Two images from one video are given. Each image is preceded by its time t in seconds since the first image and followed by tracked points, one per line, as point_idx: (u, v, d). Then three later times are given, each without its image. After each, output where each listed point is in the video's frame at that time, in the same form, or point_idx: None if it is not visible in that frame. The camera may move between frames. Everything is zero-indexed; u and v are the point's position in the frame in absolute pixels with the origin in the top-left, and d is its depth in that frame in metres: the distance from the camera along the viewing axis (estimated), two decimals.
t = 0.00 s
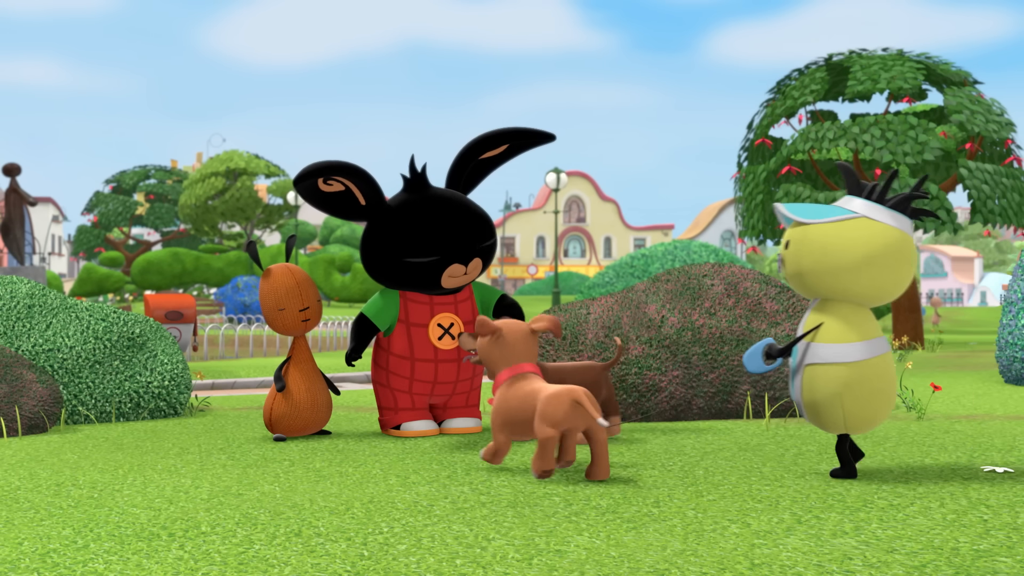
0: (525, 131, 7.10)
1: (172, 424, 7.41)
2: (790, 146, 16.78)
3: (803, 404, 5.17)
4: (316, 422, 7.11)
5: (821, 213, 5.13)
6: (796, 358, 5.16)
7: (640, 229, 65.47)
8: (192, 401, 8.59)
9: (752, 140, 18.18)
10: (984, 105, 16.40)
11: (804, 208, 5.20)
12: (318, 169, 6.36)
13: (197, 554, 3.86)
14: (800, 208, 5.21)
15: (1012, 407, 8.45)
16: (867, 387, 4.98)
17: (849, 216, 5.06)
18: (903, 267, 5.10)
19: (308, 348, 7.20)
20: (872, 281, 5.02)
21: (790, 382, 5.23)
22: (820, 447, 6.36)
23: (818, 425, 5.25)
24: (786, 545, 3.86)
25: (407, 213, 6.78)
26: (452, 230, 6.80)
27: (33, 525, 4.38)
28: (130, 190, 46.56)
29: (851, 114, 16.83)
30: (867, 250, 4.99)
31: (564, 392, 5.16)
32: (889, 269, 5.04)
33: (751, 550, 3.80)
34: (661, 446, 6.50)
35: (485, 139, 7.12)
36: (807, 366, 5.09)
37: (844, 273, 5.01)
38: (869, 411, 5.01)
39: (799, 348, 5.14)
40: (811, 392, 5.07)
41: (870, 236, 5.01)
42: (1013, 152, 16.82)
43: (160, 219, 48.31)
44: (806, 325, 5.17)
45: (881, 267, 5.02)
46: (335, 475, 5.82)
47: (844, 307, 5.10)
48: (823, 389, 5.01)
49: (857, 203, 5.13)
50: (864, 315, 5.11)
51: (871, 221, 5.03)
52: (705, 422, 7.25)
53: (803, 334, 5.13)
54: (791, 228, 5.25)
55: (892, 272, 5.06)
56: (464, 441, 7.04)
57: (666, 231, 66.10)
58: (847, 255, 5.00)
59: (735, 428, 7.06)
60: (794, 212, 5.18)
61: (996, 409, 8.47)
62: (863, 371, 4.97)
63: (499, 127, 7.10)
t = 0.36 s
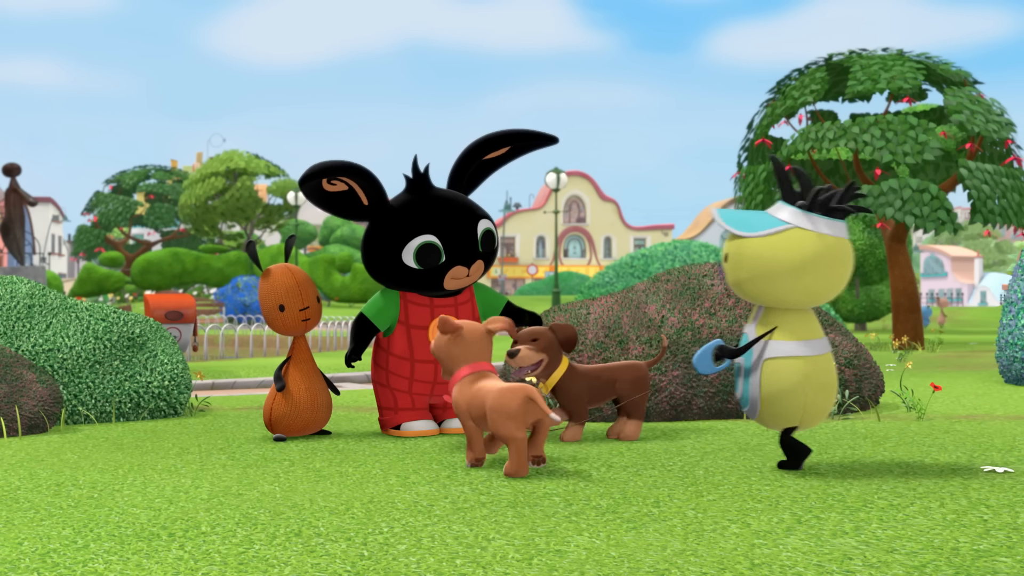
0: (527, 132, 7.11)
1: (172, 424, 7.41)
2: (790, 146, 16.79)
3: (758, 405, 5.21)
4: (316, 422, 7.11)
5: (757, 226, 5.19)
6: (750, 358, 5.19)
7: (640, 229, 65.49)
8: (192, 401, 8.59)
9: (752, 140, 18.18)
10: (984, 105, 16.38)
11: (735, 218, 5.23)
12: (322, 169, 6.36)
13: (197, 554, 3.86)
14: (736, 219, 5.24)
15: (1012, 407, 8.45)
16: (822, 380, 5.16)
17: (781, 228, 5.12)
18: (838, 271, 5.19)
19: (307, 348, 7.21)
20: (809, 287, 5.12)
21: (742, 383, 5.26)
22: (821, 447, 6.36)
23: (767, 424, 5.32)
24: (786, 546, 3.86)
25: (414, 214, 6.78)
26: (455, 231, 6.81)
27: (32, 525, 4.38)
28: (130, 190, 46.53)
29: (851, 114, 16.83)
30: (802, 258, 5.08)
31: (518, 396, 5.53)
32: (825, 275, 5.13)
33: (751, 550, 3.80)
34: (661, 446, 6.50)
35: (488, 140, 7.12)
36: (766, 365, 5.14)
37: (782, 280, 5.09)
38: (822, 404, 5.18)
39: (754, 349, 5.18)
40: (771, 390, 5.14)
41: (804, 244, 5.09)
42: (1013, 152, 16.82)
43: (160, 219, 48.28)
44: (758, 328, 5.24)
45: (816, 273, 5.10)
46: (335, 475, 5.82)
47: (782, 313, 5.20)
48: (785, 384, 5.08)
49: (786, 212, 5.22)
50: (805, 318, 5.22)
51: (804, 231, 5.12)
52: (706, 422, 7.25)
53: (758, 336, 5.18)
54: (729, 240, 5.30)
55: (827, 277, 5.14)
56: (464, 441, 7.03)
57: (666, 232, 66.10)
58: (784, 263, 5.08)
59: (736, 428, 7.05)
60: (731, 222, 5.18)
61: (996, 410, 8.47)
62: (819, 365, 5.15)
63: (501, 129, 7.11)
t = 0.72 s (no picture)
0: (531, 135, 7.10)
1: (172, 424, 7.41)
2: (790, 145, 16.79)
3: (740, 406, 5.21)
4: (315, 423, 7.12)
5: (736, 215, 5.27)
6: (736, 359, 5.17)
7: (640, 229, 65.51)
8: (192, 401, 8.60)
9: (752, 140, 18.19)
10: (984, 106, 16.38)
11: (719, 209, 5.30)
12: (324, 169, 6.38)
13: (197, 554, 3.86)
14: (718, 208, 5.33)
15: (1012, 407, 8.45)
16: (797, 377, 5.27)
17: (762, 221, 5.20)
18: (812, 271, 5.24)
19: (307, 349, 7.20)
20: (780, 284, 5.16)
21: (723, 384, 5.23)
22: (821, 447, 6.35)
23: (740, 425, 5.33)
24: (786, 546, 3.86)
25: (416, 215, 6.78)
26: (456, 234, 6.81)
27: (32, 525, 4.38)
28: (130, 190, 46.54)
29: (851, 114, 16.83)
30: (775, 254, 5.13)
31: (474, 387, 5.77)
32: (797, 273, 5.18)
33: (751, 550, 3.80)
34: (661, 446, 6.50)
35: (492, 141, 7.12)
36: (752, 365, 5.14)
37: (753, 275, 5.14)
38: (796, 403, 5.28)
39: (740, 348, 5.16)
40: (757, 389, 5.15)
41: (781, 240, 5.15)
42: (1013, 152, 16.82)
43: (160, 219, 48.28)
44: (740, 326, 5.22)
45: (788, 271, 5.16)
46: (335, 475, 5.82)
47: (753, 307, 5.25)
48: (771, 381, 5.14)
49: (769, 207, 5.27)
50: (776, 315, 5.26)
51: (783, 226, 5.17)
52: (706, 423, 7.25)
53: (744, 334, 5.17)
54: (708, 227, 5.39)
55: (800, 275, 5.20)
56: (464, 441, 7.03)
57: (666, 232, 66.09)
58: (758, 258, 5.14)
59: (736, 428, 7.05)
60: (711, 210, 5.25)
61: (996, 410, 8.47)
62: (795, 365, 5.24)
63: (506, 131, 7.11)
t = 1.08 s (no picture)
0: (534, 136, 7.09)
1: (172, 424, 7.42)
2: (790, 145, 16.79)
3: (735, 408, 5.22)
4: (313, 424, 7.12)
5: (724, 222, 5.26)
6: (730, 365, 5.16)
7: (641, 230, 65.50)
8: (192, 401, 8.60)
9: (751, 140, 18.18)
10: (984, 105, 16.39)
11: (703, 214, 5.30)
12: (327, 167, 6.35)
13: (197, 554, 3.86)
14: (705, 214, 5.30)
15: (1011, 407, 8.46)
16: (791, 378, 5.27)
17: (751, 227, 5.19)
18: (800, 275, 5.23)
19: (303, 349, 7.20)
20: (767, 290, 5.17)
21: (718, 388, 5.24)
22: (821, 447, 6.35)
23: (735, 425, 5.34)
24: (786, 546, 3.86)
25: (418, 215, 6.77)
26: (458, 235, 6.80)
27: (32, 526, 4.38)
28: (130, 190, 46.55)
29: (851, 114, 16.83)
30: (761, 259, 5.13)
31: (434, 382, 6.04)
32: (785, 277, 5.18)
33: (751, 550, 3.80)
34: (661, 446, 6.50)
35: (495, 142, 7.12)
36: (746, 370, 5.14)
37: (739, 281, 5.15)
38: (791, 402, 5.28)
39: (735, 355, 5.16)
40: (751, 392, 5.15)
41: (768, 245, 5.15)
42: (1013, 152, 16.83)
43: (160, 219, 48.29)
44: (735, 331, 5.23)
45: (776, 276, 5.15)
46: (335, 475, 5.81)
47: (746, 313, 5.25)
48: (765, 385, 5.14)
49: (752, 211, 5.25)
50: (768, 319, 5.25)
51: (770, 232, 5.16)
52: (705, 423, 7.25)
53: (739, 341, 5.17)
54: (697, 235, 5.40)
55: (786, 279, 5.19)
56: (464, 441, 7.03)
57: (666, 232, 66.06)
58: (743, 262, 5.14)
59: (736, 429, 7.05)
60: (698, 215, 5.27)
61: (996, 410, 8.47)
62: (790, 366, 5.24)
63: (508, 132, 7.11)
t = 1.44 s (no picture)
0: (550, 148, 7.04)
1: (172, 424, 7.42)
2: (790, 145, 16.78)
3: (744, 408, 5.21)
4: (314, 423, 7.11)
5: (740, 221, 5.25)
6: (737, 363, 5.18)
7: (641, 230, 65.48)
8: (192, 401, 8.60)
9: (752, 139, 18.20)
10: (984, 106, 16.39)
11: (726, 213, 5.31)
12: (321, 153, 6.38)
13: (197, 554, 3.86)
14: (720, 211, 5.30)
15: (1012, 407, 8.46)
16: (800, 379, 5.27)
17: (769, 226, 5.17)
18: (813, 277, 5.23)
19: (306, 348, 7.18)
20: (782, 291, 5.17)
21: (726, 387, 5.24)
22: (821, 447, 6.35)
23: (743, 426, 5.33)
24: (786, 546, 3.86)
25: (412, 213, 6.75)
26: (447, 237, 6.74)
27: (32, 525, 4.38)
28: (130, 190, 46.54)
29: (851, 114, 16.83)
30: (777, 258, 5.13)
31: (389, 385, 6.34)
32: (798, 279, 5.18)
33: (751, 550, 3.80)
34: (661, 446, 6.50)
35: (512, 150, 7.08)
36: (754, 369, 5.15)
37: (752, 278, 5.15)
38: (800, 402, 5.28)
39: (742, 352, 5.17)
40: (760, 391, 5.15)
41: (784, 245, 5.14)
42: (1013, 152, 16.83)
43: (160, 219, 48.31)
44: (743, 330, 5.23)
45: (789, 276, 5.15)
46: (335, 475, 5.82)
47: (757, 312, 5.25)
48: (774, 385, 5.15)
49: (770, 210, 5.25)
50: (777, 320, 5.25)
51: (787, 232, 5.15)
52: (706, 423, 7.25)
53: (746, 339, 5.18)
54: (711, 230, 5.39)
55: (799, 281, 5.18)
56: (464, 442, 7.02)
57: (666, 232, 66.05)
58: (760, 260, 5.14)
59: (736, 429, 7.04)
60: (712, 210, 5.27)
61: (996, 410, 8.46)
62: (799, 367, 5.24)
63: (527, 142, 7.07)
